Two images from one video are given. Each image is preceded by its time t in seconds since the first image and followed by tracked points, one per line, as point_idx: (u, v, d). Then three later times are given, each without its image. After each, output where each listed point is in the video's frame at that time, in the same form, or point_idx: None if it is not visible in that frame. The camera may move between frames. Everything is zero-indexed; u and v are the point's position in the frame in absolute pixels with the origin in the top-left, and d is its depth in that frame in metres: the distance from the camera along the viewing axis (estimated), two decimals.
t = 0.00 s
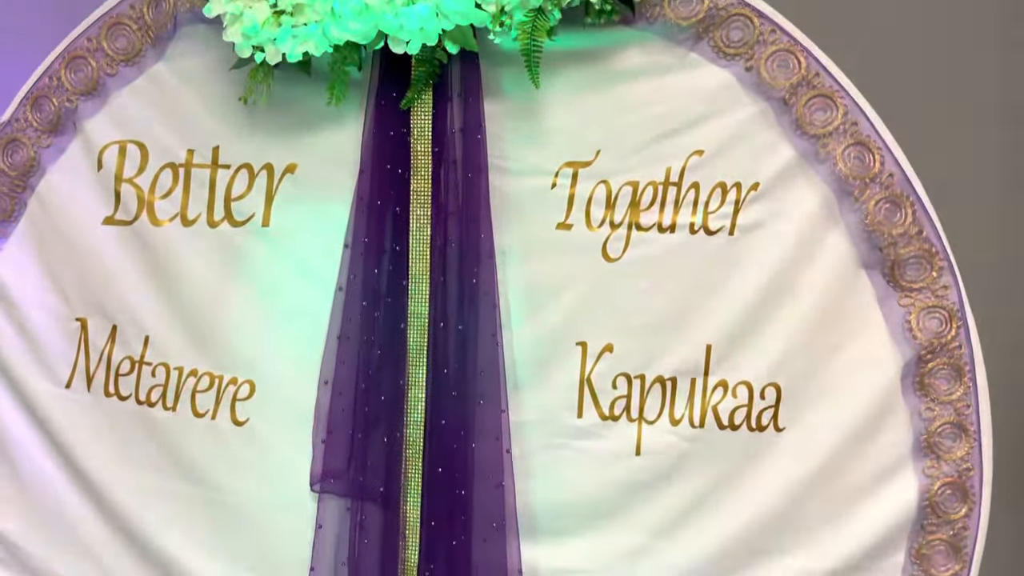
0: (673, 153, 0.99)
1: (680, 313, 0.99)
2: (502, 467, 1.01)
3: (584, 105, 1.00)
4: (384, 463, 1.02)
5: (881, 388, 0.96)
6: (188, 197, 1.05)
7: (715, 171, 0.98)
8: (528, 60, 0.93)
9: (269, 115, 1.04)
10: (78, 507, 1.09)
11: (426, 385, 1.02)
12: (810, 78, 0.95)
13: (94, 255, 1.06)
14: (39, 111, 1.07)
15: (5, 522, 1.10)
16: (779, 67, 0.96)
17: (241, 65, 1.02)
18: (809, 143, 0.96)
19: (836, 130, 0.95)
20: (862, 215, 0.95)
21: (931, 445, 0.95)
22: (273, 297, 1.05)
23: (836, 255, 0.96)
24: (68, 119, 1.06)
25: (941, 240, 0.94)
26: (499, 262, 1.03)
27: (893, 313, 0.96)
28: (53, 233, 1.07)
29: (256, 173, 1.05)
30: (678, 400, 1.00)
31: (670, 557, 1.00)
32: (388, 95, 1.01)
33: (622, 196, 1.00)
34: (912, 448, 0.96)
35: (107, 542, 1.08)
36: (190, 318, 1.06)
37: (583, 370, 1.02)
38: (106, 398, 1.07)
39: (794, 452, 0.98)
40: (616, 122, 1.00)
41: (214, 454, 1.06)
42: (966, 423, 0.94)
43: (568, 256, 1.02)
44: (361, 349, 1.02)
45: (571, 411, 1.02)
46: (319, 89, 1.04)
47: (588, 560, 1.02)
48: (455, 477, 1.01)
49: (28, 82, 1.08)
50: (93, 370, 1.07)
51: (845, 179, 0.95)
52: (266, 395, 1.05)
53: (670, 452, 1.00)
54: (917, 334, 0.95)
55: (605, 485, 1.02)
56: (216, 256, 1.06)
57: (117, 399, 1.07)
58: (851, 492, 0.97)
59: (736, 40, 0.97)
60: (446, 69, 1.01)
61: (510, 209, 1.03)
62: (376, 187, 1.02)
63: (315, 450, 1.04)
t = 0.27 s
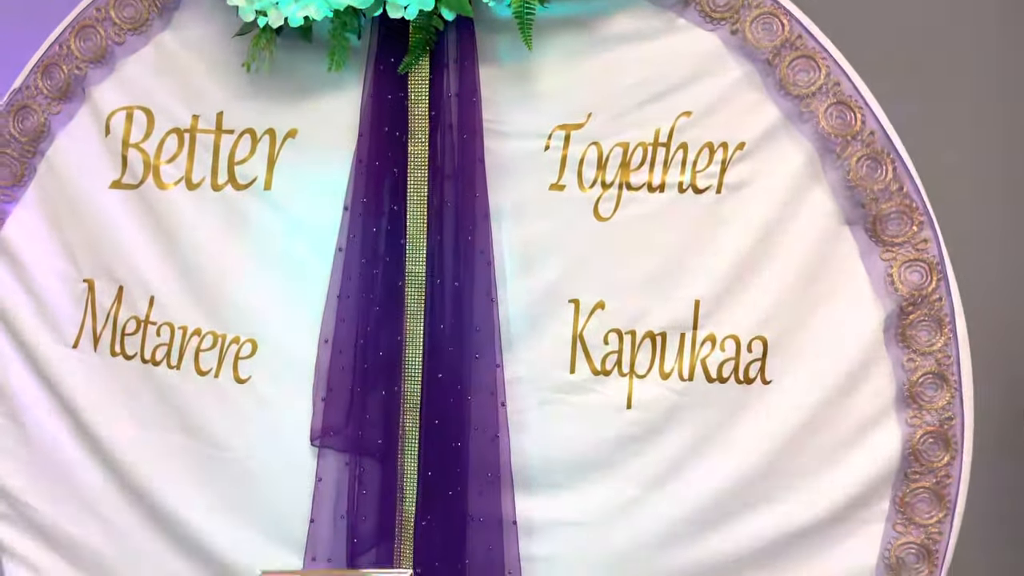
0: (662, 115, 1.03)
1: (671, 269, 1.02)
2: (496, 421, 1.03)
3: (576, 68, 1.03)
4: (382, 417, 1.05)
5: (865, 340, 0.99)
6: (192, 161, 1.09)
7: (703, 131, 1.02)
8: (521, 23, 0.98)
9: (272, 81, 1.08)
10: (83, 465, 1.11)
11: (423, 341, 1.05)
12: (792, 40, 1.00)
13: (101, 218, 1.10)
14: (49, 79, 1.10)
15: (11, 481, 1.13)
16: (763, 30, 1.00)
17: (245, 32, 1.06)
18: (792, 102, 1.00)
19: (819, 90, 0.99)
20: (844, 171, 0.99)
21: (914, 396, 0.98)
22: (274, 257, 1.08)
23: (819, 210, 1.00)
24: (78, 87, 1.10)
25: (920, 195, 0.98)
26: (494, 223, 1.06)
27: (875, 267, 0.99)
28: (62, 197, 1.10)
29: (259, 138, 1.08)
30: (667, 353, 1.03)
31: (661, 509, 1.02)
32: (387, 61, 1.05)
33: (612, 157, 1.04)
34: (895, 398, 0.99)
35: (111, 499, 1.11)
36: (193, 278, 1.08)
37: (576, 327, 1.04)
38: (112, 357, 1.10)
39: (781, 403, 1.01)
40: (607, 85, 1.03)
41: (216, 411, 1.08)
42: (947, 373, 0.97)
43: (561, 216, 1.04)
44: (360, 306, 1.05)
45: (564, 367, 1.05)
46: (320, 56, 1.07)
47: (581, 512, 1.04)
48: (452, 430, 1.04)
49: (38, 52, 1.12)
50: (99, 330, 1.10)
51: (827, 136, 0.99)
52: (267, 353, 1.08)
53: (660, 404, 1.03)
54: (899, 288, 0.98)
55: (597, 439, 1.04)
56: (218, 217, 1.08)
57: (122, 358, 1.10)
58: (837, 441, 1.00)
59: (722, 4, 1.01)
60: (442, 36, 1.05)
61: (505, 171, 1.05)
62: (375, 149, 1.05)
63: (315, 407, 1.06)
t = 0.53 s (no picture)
0: (650, 107, 1.06)
1: (661, 256, 1.05)
2: (491, 403, 1.06)
3: (568, 62, 1.07)
4: (380, 401, 1.08)
5: (846, 324, 1.03)
6: (194, 152, 1.11)
7: (690, 122, 1.05)
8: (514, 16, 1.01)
9: (272, 75, 1.11)
10: (86, 451, 1.13)
11: (420, 326, 1.08)
12: (776, 33, 1.03)
13: (105, 208, 1.12)
14: (55, 73, 1.13)
15: (14, 467, 1.15)
16: (748, 24, 1.04)
17: (246, 27, 1.10)
18: (776, 94, 1.03)
19: (802, 81, 1.03)
20: (827, 159, 1.03)
21: (895, 377, 1.02)
22: (273, 246, 1.10)
23: (803, 197, 1.03)
24: (83, 80, 1.13)
25: (900, 183, 1.01)
26: (489, 211, 1.08)
27: (857, 252, 1.03)
28: (67, 188, 1.13)
29: (259, 130, 1.11)
30: (657, 338, 1.06)
31: (651, 489, 1.05)
32: (384, 55, 1.08)
33: (603, 147, 1.06)
34: (877, 379, 1.02)
35: (114, 484, 1.13)
36: (194, 267, 1.11)
37: (568, 313, 1.07)
38: (115, 344, 1.12)
39: (767, 385, 1.04)
40: (598, 78, 1.06)
41: (218, 397, 1.11)
42: (927, 354, 1.01)
43: (554, 205, 1.07)
44: (359, 293, 1.08)
45: (557, 352, 1.07)
46: (319, 50, 1.10)
47: (574, 494, 1.07)
48: (447, 412, 1.07)
49: (44, 47, 1.15)
50: (103, 318, 1.13)
51: (811, 125, 1.03)
52: (267, 340, 1.10)
53: (650, 388, 1.06)
54: (880, 272, 1.02)
55: (589, 422, 1.06)
56: (219, 207, 1.11)
57: (125, 346, 1.12)
58: (821, 422, 1.03)
59: None
60: (437, 30, 1.08)
61: (499, 161, 1.08)
62: (372, 140, 1.08)
63: (315, 392, 1.09)
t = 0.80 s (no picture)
0: (642, 111, 1.08)
1: (653, 256, 1.08)
2: (487, 401, 1.09)
3: (561, 67, 1.09)
4: (379, 399, 1.10)
5: (834, 322, 1.05)
6: (196, 156, 1.13)
7: (681, 126, 1.08)
8: (509, 22, 1.03)
9: (272, 81, 1.13)
10: (90, 449, 1.15)
11: (418, 325, 1.10)
12: (765, 39, 1.06)
13: (109, 211, 1.14)
14: (59, 79, 1.15)
15: (19, 466, 1.16)
16: (737, 30, 1.07)
17: (246, 33, 1.12)
18: (765, 98, 1.06)
19: (790, 86, 1.05)
20: (815, 162, 1.05)
21: (882, 373, 1.04)
22: (274, 248, 1.13)
23: (792, 199, 1.06)
24: (87, 86, 1.15)
25: (886, 184, 1.04)
26: (485, 214, 1.11)
27: (845, 252, 1.05)
28: (72, 191, 1.15)
29: (260, 134, 1.13)
30: (650, 337, 1.08)
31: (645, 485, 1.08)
32: (382, 60, 1.11)
33: (597, 150, 1.09)
34: (864, 376, 1.05)
35: (118, 482, 1.15)
36: (196, 269, 1.13)
37: (563, 312, 1.09)
38: (119, 345, 1.15)
39: (758, 382, 1.06)
40: (591, 83, 1.09)
41: (219, 396, 1.13)
42: (913, 352, 1.03)
43: (549, 207, 1.10)
44: (358, 294, 1.10)
45: (552, 350, 1.10)
46: (318, 56, 1.13)
47: (569, 489, 1.09)
48: (445, 410, 1.09)
49: (48, 54, 1.17)
50: (106, 319, 1.15)
51: (799, 129, 1.05)
52: (267, 340, 1.12)
53: (644, 385, 1.08)
54: (867, 272, 1.04)
55: (584, 419, 1.09)
56: (220, 210, 1.13)
57: (129, 346, 1.14)
58: (810, 418, 1.06)
59: (698, 6, 1.07)
60: (434, 37, 1.10)
61: (494, 164, 1.11)
62: (371, 144, 1.11)
63: (314, 391, 1.11)
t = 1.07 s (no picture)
0: (641, 107, 1.10)
1: (651, 250, 1.09)
2: (489, 392, 1.11)
3: (561, 64, 1.11)
4: (382, 391, 1.12)
5: (830, 314, 1.07)
6: (201, 152, 1.15)
7: (679, 121, 1.10)
8: (510, 20, 1.05)
9: (276, 78, 1.15)
10: (97, 442, 1.17)
11: (420, 319, 1.12)
12: (761, 36, 1.08)
13: (114, 207, 1.16)
14: (66, 77, 1.17)
15: (26, 459, 1.18)
16: (734, 27, 1.08)
17: (250, 31, 1.14)
18: (761, 94, 1.08)
19: (786, 81, 1.07)
20: (810, 156, 1.07)
21: (877, 364, 1.06)
22: (278, 243, 1.14)
23: (788, 193, 1.08)
24: (93, 84, 1.17)
25: (881, 178, 1.06)
26: (486, 209, 1.13)
27: (840, 245, 1.07)
28: (78, 187, 1.17)
29: (264, 131, 1.15)
30: (648, 329, 1.10)
31: (644, 475, 1.09)
32: (384, 57, 1.12)
33: (596, 146, 1.11)
34: (860, 367, 1.07)
35: (125, 474, 1.16)
36: (201, 264, 1.15)
37: (563, 305, 1.11)
38: (125, 339, 1.16)
39: (755, 374, 1.08)
40: (590, 79, 1.10)
41: (225, 389, 1.14)
42: (907, 343, 1.05)
43: (549, 201, 1.11)
44: (361, 287, 1.12)
45: (552, 343, 1.11)
46: (321, 53, 1.14)
47: (570, 480, 1.11)
48: (447, 402, 1.10)
49: (55, 52, 1.19)
50: (113, 314, 1.16)
51: (795, 124, 1.07)
52: (272, 334, 1.14)
53: (643, 377, 1.10)
54: (862, 264, 1.06)
55: (584, 411, 1.10)
56: (225, 205, 1.15)
57: (135, 340, 1.16)
58: (806, 408, 1.07)
59: (695, 3, 1.09)
60: (435, 34, 1.12)
61: (495, 160, 1.12)
62: (373, 140, 1.12)
63: (318, 384, 1.13)
